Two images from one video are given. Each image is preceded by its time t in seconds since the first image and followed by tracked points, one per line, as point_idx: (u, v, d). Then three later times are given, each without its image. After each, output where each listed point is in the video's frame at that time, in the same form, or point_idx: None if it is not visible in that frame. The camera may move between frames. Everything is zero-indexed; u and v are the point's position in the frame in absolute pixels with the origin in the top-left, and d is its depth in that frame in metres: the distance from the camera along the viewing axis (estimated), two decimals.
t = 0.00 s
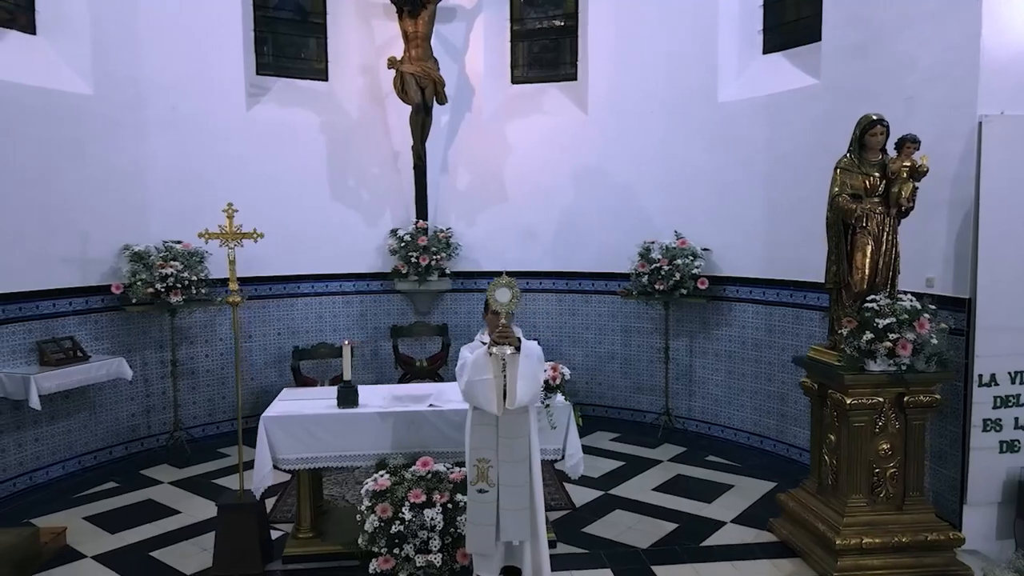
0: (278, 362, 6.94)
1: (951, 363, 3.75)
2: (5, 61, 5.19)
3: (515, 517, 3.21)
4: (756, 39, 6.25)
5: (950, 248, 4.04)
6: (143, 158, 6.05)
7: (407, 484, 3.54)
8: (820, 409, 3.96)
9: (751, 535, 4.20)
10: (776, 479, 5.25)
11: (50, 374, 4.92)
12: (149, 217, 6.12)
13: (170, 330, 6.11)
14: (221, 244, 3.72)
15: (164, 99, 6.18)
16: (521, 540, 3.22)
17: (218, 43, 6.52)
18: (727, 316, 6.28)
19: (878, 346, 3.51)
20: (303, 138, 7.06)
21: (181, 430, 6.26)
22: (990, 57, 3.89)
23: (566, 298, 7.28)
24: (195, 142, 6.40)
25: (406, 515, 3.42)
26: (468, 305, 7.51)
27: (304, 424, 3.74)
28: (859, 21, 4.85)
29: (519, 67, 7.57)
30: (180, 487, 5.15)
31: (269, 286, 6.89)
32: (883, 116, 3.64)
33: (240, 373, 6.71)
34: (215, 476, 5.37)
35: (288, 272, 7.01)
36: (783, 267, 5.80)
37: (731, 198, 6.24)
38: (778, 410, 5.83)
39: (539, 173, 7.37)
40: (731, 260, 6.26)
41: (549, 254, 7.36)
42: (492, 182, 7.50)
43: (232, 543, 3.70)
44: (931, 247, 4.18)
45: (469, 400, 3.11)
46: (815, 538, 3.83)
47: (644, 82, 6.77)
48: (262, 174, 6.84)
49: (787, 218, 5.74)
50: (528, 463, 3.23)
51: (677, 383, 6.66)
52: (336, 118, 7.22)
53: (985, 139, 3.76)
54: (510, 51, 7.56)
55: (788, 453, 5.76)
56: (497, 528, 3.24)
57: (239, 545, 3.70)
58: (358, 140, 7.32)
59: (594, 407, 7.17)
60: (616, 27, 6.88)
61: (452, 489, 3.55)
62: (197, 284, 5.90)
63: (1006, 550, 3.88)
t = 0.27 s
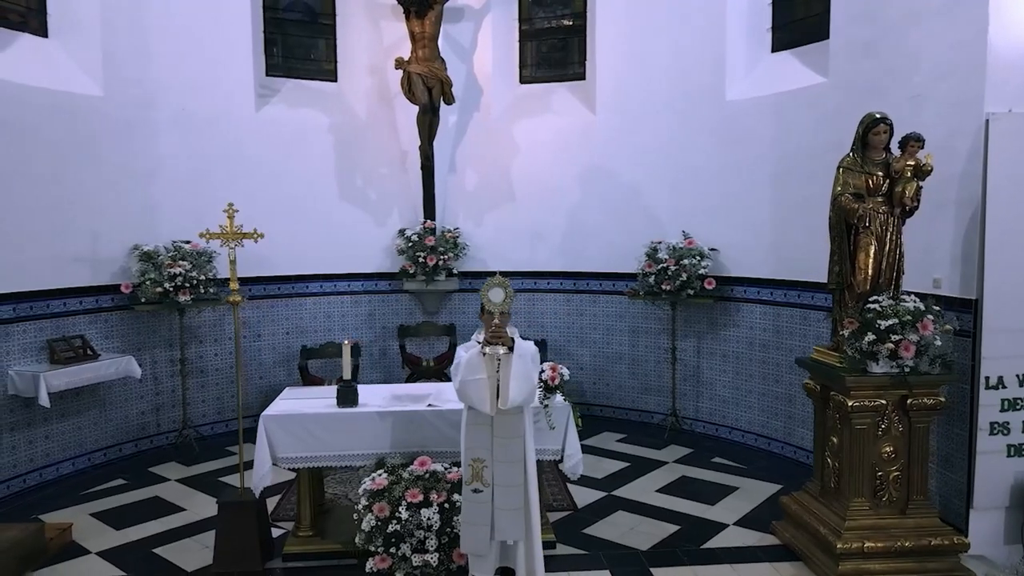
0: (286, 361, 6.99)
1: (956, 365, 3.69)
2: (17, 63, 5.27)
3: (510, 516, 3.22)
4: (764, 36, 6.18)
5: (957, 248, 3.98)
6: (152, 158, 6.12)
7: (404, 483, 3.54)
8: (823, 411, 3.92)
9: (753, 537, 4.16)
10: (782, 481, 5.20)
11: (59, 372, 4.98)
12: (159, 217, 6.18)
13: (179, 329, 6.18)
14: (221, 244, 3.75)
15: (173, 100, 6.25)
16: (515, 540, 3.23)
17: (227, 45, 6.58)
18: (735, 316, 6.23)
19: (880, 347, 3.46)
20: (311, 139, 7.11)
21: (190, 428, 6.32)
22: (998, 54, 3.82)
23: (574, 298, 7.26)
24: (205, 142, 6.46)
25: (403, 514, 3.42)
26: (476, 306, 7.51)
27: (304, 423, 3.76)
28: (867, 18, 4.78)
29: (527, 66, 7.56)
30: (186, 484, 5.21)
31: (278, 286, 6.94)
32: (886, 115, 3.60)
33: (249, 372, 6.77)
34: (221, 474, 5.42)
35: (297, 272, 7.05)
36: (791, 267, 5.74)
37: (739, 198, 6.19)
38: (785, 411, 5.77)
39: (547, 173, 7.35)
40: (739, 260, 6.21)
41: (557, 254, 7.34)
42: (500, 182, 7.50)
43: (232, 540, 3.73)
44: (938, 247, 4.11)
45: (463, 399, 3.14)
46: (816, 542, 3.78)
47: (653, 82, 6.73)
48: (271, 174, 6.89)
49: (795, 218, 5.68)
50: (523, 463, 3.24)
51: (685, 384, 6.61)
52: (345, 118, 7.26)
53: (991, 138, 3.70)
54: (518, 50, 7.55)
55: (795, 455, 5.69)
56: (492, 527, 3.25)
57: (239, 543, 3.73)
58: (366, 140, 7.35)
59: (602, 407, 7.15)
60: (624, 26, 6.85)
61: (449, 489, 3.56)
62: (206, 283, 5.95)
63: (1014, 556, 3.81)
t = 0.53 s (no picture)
0: (296, 360, 7.04)
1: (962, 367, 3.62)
2: (30, 66, 5.36)
3: (504, 516, 3.23)
4: (775, 34, 6.11)
5: (965, 248, 3.90)
6: (163, 159, 6.20)
7: (401, 483, 3.55)
8: (826, 413, 3.86)
9: (755, 540, 4.11)
10: (788, 484, 5.14)
11: (70, 369, 5.07)
12: (170, 217, 6.26)
13: (189, 328, 6.25)
14: (223, 243, 3.82)
15: (184, 102, 6.32)
16: (509, 540, 3.23)
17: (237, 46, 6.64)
18: (743, 317, 6.17)
19: (881, 349, 3.41)
20: (321, 139, 7.16)
21: (200, 426, 6.39)
22: (1007, 50, 3.74)
23: (582, 299, 7.24)
24: (215, 143, 6.54)
25: (399, 513, 3.43)
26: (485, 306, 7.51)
27: (304, 422, 3.79)
28: (876, 14, 4.71)
29: (537, 66, 7.54)
30: (193, 482, 5.27)
31: (288, 285, 6.99)
32: (890, 113, 3.53)
33: (259, 370, 6.84)
34: (227, 472, 5.47)
35: (307, 272, 7.11)
36: (799, 268, 5.67)
37: (748, 197, 6.13)
38: (794, 413, 5.71)
39: (556, 173, 7.34)
40: (747, 260, 6.15)
41: (565, 254, 7.33)
42: (509, 182, 7.49)
43: (233, 537, 3.77)
44: (947, 248, 4.04)
45: (457, 399, 3.12)
46: (818, 547, 3.72)
47: (662, 80, 6.68)
48: (281, 174, 6.95)
49: (803, 218, 5.61)
50: (517, 464, 3.24)
51: (693, 385, 6.57)
52: (354, 119, 7.30)
53: (999, 136, 3.62)
54: (527, 50, 7.54)
55: (803, 458, 5.62)
56: (486, 527, 3.25)
57: (240, 539, 3.76)
58: (376, 140, 7.39)
59: (610, 408, 7.12)
60: (633, 25, 6.82)
61: (446, 489, 3.56)
62: (215, 282, 6.02)
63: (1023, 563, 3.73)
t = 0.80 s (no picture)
0: (306, 359, 7.10)
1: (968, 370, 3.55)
2: (44, 69, 5.46)
3: (498, 517, 3.22)
4: (786, 31, 6.03)
5: (973, 248, 3.82)
6: (175, 160, 6.28)
7: (398, 482, 3.56)
8: (829, 415, 3.81)
9: (757, 544, 4.06)
10: (796, 487, 5.07)
11: (81, 367, 5.15)
12: (181, 218, 6.34)
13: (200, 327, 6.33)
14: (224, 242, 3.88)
15: (196, 103, 6.40)
16: (503, 541, 3.22)
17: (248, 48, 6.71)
18: (753, 318, 6.10)
19: (883, 351, 3.35)
20: (332, 140, 7.21)
21: (210, 423, 6.47)
22: (1017, 46, 3.65)
23: (592, 299, 7.21)
24: (227, 144, 6.61)
25: (396, 512, 3.44)
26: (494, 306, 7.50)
27: (304, 421, 3.82)
28: (886, 10, 4.62)
29: (547, 66, 7.51)
30: (201, 479, 5.33)
31: (298, 285, 7.05)
32: (894, 111, 3.47)
33: (269, 369, 6.91)
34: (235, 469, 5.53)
35: (317, 271, 7.16)
36: (809, 268, 5.60)
37: (758, 197, 6.06)
38: (803, 416, 5.63)
39: (566, 172, 7.31)
40: (757, 260, 6.08)
41: (575, 253, 7.30)
42: (518, 182, 7.48)
43: (233, 534, 3.80)
44: (955, 248, 3.96)
45: (450, 397, 3.15)
46: (820, 551, 3.67)
47: (672, 79, 6.62)
48: (292, 174, 7.00)
49: (813, 217, 5.54)
50: (512, 464, 3.23)
51: (702, 386, 6.50)
52: (365, 119, 7.34)
53: (1007, 134, 3.54)
54: (538, 50, 7.51)
55: (813, 461, 5.54)
56: (480, 527, 3.25)
57: (240, 536, 3.80)
58: (386, 141, 7.42)
59: (620, 408, 7.08)
60: (643, 24, 6.77)
61: (442, 489, 3.57)
62: (224, 282, 6.09)
63: None
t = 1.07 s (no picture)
0: (314, 358, 7.14)
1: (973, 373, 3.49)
2: (55, 71, 5.52)
3: (493, 518, 3.21)
4: (794, 29, 5.96)
5: (979, 248, 3.76)
6: (184, 161, 6.34)
7: (395, 482, 3.57)
8: (831, 417, 3.76)
9: (759, 546, 4.03)
10: (802, 490, 5.02)
11: (90, 365, 5.22)
12: (190, 218, 6.40)
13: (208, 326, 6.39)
14: (226, 242, 3.93)
15: (205, 104, 6.47)
16: (498, 541, 3.22)
17: (257, 49, 6.77)
18: (760, 318, 6.04)
19: (884, 353, 3.30)
20: (340, 140, 7.24)
21: (219, 422, 6.52)
22: None
23: (599, 299, 7.19)
24: (235, 144, 6.67)
25: (393, 512, 3.45)
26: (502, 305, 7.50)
27: (303, 420, 3.85)
28: (894, 7, 4.55)
29: (555, 65, 7.49)
30: (208, 477, 5.38)
31: (306, 284, 7.09)
32: (897, 109, 3.42)
33: (277, 368, 6.96)
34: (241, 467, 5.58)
35: (325, 271, 7.19)
36: (817, 268, 5.54)
37: (765, 196, 6.00)
38: (810, 417, 5.57)
39: (573, 172, 7.29)
40: (764, 260, 6.03)
41: (582, 253, 7.28)
42: (526, 182, 7.47)
43: (233, 531, 3.83)
44: (961, 248, 3.89)
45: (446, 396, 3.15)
46: (820, 555, 3.63)
47: (680, 78, 6.58)
48: (300, 175, 7.05)
49: (820, 217, 5.48)
50: (507, 465, 3.22)
51: (710, 387, 6.46)
52: (373, 119, 7.37)
53: (1014, 133, 3.48)
54: (546, 49, 7.49)
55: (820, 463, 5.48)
56: (476, 528, 3.24)
57: (241, 533, 3.83)
58: (394, 141, 7.45)
59: (627, 409, 7.05)
60: (651, 22, 6.73)
61: (440, 488, 3.57)
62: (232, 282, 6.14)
63: None
